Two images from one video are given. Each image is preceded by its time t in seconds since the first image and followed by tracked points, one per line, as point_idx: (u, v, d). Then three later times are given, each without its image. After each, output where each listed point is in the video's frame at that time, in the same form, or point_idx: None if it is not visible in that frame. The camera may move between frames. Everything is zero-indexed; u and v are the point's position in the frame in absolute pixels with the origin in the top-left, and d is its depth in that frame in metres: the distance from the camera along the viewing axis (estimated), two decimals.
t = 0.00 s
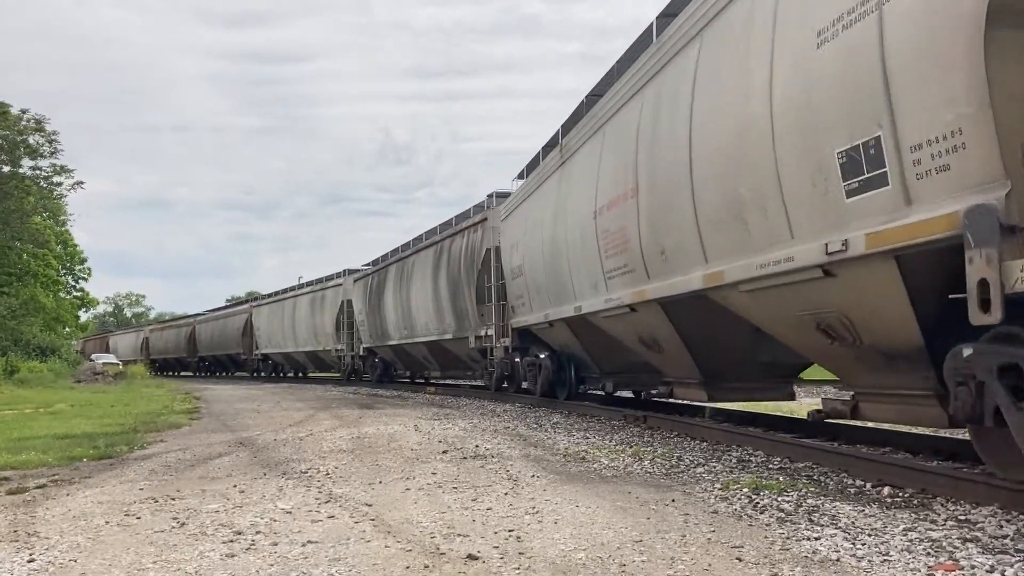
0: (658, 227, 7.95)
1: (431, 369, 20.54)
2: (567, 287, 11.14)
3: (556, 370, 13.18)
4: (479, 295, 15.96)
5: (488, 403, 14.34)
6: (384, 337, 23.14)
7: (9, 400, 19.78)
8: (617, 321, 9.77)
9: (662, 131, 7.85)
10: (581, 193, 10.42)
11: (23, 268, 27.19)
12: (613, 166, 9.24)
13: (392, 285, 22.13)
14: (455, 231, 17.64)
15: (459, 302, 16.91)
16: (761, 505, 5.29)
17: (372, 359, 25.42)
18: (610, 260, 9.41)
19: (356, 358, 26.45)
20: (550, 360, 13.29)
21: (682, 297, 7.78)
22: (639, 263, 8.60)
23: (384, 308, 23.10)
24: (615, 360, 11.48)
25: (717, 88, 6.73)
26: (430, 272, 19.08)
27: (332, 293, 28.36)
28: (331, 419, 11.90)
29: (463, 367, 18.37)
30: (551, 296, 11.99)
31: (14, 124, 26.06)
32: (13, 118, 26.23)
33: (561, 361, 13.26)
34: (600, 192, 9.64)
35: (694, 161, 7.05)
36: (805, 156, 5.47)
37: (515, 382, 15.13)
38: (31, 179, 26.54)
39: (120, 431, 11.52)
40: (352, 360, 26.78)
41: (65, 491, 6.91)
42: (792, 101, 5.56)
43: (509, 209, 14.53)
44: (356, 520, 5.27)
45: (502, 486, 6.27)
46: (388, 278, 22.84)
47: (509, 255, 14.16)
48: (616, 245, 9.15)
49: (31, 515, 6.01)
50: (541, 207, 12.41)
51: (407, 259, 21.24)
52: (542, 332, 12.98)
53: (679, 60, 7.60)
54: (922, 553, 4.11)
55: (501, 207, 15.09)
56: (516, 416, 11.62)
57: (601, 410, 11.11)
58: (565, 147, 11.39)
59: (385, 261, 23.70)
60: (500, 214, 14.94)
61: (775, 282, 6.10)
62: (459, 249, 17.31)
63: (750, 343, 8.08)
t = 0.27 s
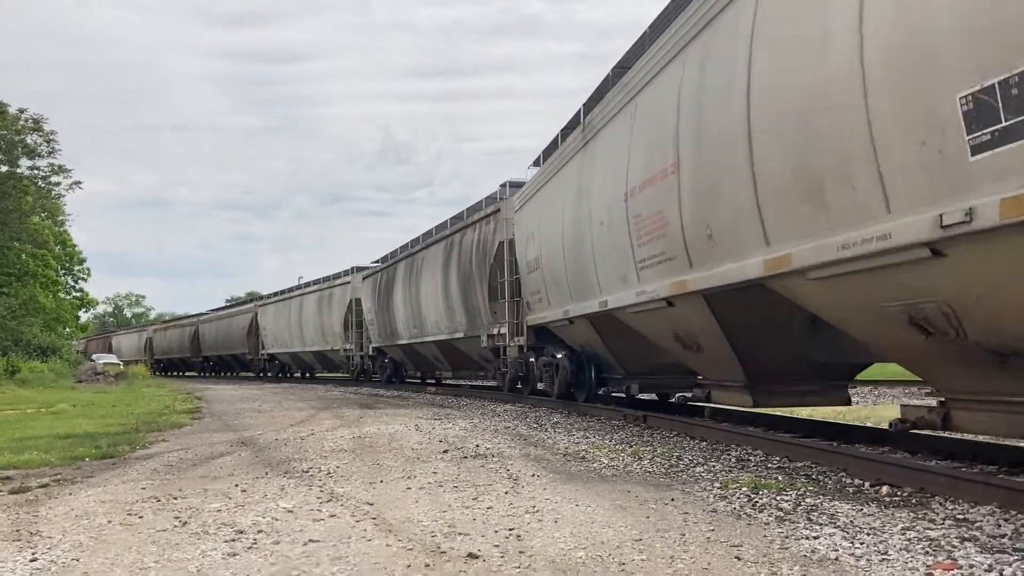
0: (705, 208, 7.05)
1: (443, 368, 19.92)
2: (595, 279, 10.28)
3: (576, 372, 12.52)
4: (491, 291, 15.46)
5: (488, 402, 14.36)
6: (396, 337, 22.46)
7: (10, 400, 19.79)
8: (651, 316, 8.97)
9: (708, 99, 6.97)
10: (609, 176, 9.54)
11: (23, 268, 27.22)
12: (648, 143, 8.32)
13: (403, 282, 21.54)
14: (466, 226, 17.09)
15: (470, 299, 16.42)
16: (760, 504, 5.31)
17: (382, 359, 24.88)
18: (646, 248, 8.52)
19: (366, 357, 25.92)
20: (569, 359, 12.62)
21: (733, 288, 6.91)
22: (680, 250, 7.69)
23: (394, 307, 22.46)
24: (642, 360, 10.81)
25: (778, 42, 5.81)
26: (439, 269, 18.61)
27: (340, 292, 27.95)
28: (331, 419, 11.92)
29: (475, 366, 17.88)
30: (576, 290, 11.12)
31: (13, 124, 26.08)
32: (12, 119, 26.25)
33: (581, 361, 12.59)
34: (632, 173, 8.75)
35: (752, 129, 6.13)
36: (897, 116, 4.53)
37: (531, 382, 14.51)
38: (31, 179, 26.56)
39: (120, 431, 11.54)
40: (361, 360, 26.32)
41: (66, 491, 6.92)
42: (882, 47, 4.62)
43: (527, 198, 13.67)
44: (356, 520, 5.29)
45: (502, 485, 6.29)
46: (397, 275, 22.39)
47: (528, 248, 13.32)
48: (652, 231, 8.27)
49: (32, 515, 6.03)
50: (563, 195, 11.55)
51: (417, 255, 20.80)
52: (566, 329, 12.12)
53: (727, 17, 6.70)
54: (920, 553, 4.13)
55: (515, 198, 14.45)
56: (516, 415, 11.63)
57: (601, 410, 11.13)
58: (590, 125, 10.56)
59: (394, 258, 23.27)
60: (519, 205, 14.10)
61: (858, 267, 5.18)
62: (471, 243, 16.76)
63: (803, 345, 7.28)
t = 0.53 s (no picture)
0: (761, 181, 5.88)
1: (454, 369, 19.29)
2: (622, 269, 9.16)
3: (595, 373, 11.68)
4: (503, 287, 14.58)
5: (489, 402, 14.36)
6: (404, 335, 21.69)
7: (10, 400, 19.78)
8: (690, 310, 7.83)
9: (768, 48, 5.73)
10: (638, 153, 8.40)
11: (24, 268, 27.21)
12: (686, 111, 7.19)
13: (412, 279, 20.82)
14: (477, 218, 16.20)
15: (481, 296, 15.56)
16: (761, 505, 5.29)
17: (391, 358, 24.29)
18: (683, 232, 7.38)
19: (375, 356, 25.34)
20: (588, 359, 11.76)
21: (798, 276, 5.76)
22: (728, 233, 6.52)
23: (402, 305, 21.77)
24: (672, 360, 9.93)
25: None
26: (450, 264, 17.77)
27: (348, 290, 27.31)
28: (332, 419, 11.91)
29: (487, 366, 17.10)
30: (600, 282, 9.98)
31: (14, 123, 26.09)
32: (13, 119, 26.25)
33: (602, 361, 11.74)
34: (666, 147, 7.61)
35: (832, 76, 4.89)
36: None
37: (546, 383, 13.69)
38: (32, 179, 26.56)
39: (121, 431, 11.54)
40: (371, 360, 25.67)
41: (66, 492, 6.92)
42: None
43: (546, 184, 12.57)
44: (356, 520, 5.28)
45: (502, 486, 6.28)
46: (406, 272, 21.62)
47: (545, 238, 12.24)
48: (691, 211, 7.12)
49: (32, 515, 6.03)
50: (584, 179, 10.44)
51: (426, 250, 20.05)
52: (589, 326, 11.04)
53: None
54: (921, 553, 4.11)
55: (529, 186, 13.48)
56: (516, 415, 11.63)
57: (602, 410, 11.12)
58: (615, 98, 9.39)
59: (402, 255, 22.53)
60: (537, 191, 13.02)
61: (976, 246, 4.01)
62: (482, 236, 15.85)
63: (872, 338, 6.30)
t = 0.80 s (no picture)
0: (845, 142, 4.91)
1: (466, 370, 18.64)
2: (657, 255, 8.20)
3: (620, 374, 11.01)
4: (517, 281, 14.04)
5: (489, 403, 14.33)
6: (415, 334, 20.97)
7: (10, 400, 19.75)
8: (742, 301, 6.88)
9: None
10: (678, 126, 7.46)
11: (24, 268, 27.19)
12: (739, 71, 6.25)
13: (423, 276, 20.13)
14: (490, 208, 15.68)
15: (495, 291, 14.93)
16: (761, 506, 5.28)
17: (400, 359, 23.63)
18: (735, 212, 6.45)
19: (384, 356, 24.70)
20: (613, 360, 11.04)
21: (888, 256, 4.82)
22: (799, 207, 5.54)
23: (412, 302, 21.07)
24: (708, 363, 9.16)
25: None
26: (462, 258, 17.15)
27: (355, 288, 26.43)
28: (331, 420, 11.89)
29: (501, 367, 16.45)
30: (632, 274, 9.01)
31: (14, 123, 26.08)
32: (13, 119, 26.23)
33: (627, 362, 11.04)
34: (712, 118, 6.70)
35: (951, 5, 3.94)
36: None
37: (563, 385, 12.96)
38: (32, 179, 26.55)
39: (120, 432, 11.52)
40: (381, 360, 24.78)
41: (64, 492, 6.90)
42: None
43: (567, 169, 11.62)
44: (355, 521, 5.26)
45: (502, 487, 6.26)
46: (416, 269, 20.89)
47: (567, 227, 11.32)
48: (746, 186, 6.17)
49: (31, 516, 6.01)
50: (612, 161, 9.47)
51: (437, 245, 19.36)
52: (615, 321, 10.10)
53: None
54: (922, 554, 4.09)
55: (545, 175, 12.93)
56: (516, 416, 11.61)
57: (601, 410, 11.11)
58: (649, 66, 8.38)
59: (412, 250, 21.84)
60: (558, 175, 12.11)
61: None
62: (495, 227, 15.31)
63: (958, 338, 5.52)
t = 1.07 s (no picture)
0: (969, 82, 3.91)
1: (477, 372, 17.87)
2: (699, 239, 7.17)
3: (648, 376, 10.06)
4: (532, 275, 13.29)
5: (489, 403, 14.34)
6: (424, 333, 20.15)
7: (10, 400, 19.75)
8: (804, 290, 5.88)
9: None
10: (726, 89, 6.47)
11: (23, 268, 27.20)
12: (814, 11, 5.23)
13: (432, 273, 19.40)
14: (504, 198, 14.91)
15: (508, 285, 14.11)
16: (761, 506, 5.30)
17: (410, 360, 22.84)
18: (805, 182, 5.43)
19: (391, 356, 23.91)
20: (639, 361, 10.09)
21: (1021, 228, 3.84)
22: (894, 171, 4.52)
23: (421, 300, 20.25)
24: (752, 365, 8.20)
25: None
26: (473, 251, 16.39)
27: (364, 286, 25.70)
28: (331, 420, 11.89)
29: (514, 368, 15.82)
30: (669, 263, 7.99)
31: (14, 124, 26.10)
32: (13, 119, 26.25)
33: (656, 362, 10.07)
34: (774, 74, 5.71)
35: None
36: None
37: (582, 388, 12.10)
38: (31, 179, 26.57)
39: (120, 432, 11.52)
40: (390, 361, 23.89)
41: (65, 492, 6.91)
42: None
43: (590, 149, 10.66)
44: (356, 521, 5.28)
45: (502, 487, 6.28)
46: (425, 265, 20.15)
47: (591, 213, 10.30)
48: (820, 149, 5.15)
49: (32, 516, 6.02)
50: (643, 138, 8.46)
51: (448, 238, 18.55)
52: (646, 317, 9.11)
53: None
54: (921, 554, 4.11)
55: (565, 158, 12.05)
56: (516, 416, 11.62)
57: (601, 411, 11.12)
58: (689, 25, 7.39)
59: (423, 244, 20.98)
60: (581, 157, 11.09)
61: None
62: (507, 218, 14.56)
63: None
